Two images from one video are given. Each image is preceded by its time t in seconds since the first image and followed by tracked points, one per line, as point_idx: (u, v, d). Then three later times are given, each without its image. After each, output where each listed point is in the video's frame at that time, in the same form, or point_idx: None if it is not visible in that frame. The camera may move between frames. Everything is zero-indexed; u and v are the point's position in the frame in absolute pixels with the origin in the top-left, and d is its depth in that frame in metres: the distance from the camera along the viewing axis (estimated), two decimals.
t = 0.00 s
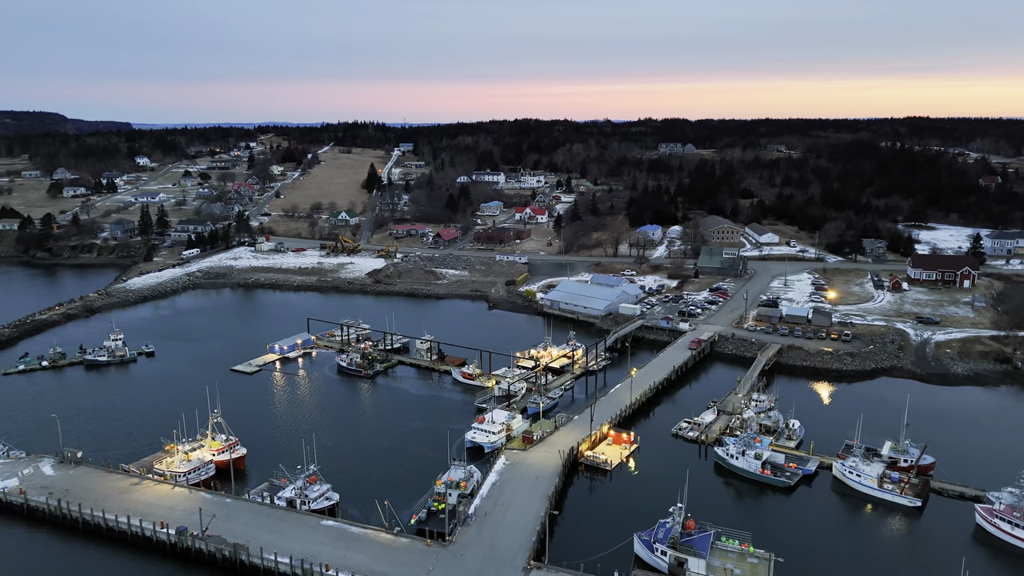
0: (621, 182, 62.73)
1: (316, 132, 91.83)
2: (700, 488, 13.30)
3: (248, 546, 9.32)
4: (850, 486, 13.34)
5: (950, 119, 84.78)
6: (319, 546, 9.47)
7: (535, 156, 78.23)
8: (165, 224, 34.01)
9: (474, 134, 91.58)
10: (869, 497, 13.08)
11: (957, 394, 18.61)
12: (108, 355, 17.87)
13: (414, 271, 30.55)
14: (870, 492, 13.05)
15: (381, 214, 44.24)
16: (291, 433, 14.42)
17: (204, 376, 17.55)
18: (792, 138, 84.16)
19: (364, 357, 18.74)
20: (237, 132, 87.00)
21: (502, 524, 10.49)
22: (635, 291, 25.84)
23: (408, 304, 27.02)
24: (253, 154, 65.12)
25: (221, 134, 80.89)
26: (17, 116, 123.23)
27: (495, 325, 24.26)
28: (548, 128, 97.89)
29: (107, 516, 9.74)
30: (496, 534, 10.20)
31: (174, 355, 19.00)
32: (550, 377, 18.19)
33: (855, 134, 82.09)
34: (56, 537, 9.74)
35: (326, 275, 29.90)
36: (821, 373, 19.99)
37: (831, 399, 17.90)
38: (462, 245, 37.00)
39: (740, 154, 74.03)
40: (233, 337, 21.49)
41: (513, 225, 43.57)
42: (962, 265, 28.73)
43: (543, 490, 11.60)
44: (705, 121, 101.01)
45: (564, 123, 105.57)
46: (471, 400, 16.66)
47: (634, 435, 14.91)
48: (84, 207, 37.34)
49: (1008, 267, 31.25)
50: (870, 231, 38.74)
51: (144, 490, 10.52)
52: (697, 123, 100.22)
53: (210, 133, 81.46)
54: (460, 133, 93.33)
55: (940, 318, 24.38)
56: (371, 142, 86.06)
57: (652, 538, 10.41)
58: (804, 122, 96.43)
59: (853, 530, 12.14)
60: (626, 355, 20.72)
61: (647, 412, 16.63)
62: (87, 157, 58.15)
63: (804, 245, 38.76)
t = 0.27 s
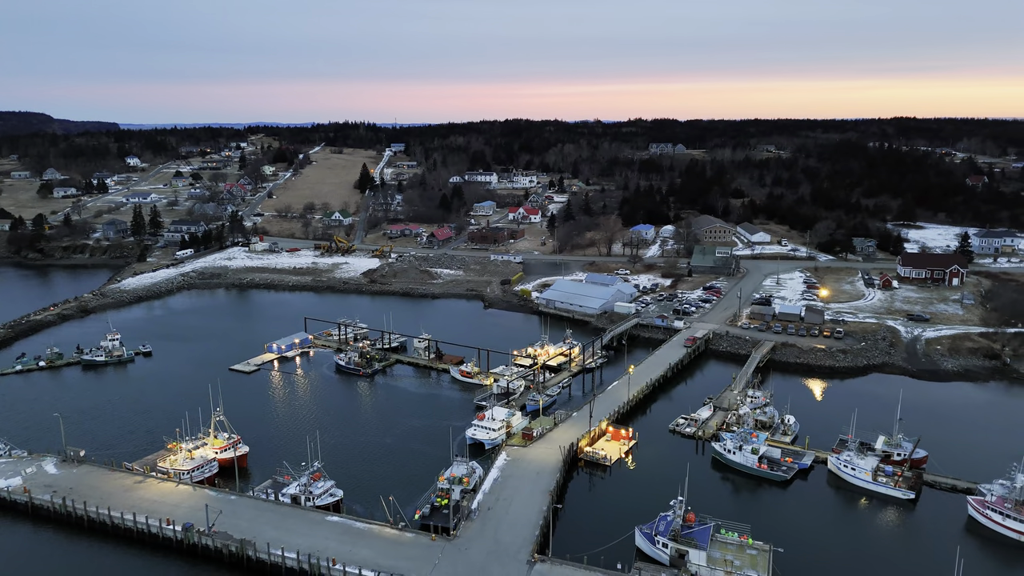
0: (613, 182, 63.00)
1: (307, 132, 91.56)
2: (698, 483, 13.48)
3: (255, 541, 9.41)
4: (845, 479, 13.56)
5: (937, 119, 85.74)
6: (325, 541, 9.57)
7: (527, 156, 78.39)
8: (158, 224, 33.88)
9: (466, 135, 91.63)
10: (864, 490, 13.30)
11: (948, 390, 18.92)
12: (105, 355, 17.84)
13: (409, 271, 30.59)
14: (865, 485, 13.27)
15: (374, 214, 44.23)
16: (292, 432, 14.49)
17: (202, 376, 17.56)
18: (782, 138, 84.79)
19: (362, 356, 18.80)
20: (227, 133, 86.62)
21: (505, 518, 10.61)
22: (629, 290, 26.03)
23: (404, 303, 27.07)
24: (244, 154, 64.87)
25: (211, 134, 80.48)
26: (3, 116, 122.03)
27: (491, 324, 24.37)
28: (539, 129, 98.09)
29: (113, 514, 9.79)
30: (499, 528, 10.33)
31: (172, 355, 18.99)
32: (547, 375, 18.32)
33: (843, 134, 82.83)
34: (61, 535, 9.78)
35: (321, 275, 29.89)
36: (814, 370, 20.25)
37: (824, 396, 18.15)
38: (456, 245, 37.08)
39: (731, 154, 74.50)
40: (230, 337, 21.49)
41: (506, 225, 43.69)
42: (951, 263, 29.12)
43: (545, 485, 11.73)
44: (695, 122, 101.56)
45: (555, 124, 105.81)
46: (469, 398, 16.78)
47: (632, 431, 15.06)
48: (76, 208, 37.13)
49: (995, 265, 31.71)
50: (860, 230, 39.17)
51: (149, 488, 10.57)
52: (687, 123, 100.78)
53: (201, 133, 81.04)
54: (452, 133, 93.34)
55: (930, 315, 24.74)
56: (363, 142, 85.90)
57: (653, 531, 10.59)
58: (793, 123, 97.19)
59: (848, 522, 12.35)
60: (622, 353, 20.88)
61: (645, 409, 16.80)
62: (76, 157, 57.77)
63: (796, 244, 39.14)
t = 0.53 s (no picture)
0: (600, 182, 63.33)
1: (293, 132, 91.02)
2: (692, 477, 13.69)
3: (257, 538, 9.48)
4: (835, 472, 13.84)
5: (918, 120, 87.04)
6: (327, 537, 9.66)
7: (514, 156, 78.54)
8: (145, 225, 33.61)
9: (452, 135, 91.62)
10: (852, 482, 13.58)
11: (933, 385, 19.32)
12: (97, 356, 17.73)
13: (399, 271, 30.61)
14: (854, 477, 13.55)
15: (363, 215, 44.13)
16: (288, 431, 14.52)
17: (196, 376, 17.52)
18: (766, 138, 85.64)
19: (356, 355, 18.82)
20: (212, 133, 85.97)
21: (504, 513, 10.74)
22: (620, 289, 26.25)
23: (395, 303, 27.10)
24: (230, 155, 64.39)
25: (195, 135, 79.65)
26: None
27: (483, 323, 24.46)
28: (526, 129, 98.27)
29: (113, 513, 9.79)
30: (498, 522, 10.47)
31: (164, 356, 18.92)
32: (541, 373, 18.47)
33: (826, 134, 83.85)
34: (60, 534, 9.76)
35: (311, 275, 29.82)
36: (802, 366, 20.58)
37: (812, 391, 18.47)
38: (446, 245, 37.14)
39: (716, 155, 75.13)
40: (221, 338, 21.41)
41: (495, 225, 43.80)
42: (934, 261, 29.66)
43: (542, 480, 11.88)
44: (681, 122, 102.33)
45: (542, 124, 106.12)
46: (464, 396, 16.90)
47: (626, 427, 15.25)
48: (60, 209, 36.71)
49: (976, 263, 32.35)
50: (844, 229, 39.70)
51: (148, 487, 10.57)
52: (673, 124, 101.48)
53: (185, 134, 80.29)
54: (439, 133, 93.30)
55: (914, 312, 25.20)
56: (349, 143, 85.58)
57: (650, 523, 10.78)
58: (777, 123, 98.24)
59: (839, 513, 12.62)
60: (614, 351, 21.08)
61: (637, 405, 17.00)
62: (60, 158, 57.12)
63: (782, 243, 39.62)
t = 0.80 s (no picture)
0: (586, 182, 63.64)
1: (276, 133, 90.36)
2: (684, 471, 13.92)
3: (257, 535, 9.54)
4: (823, 465, 14.16)
5: (896, 120, 88.46)
6: (326, 533, 9.74)
7: (499, 156, 78.67)
8: (130, 226, 33.29)
9: (437, 135, 91.56)
10: (840, 474, 13.90)
11: (915, 379, 19.76)
12: (86, 357, 17.61)
13: (388, 271, 30.56)
14: (841, 469, 13.87)
15: (349, 215, 44.00)
16: (284, 430, 14.55)
17: (187, 377, 17.46)
18: (749, 139, 86.57)
19: (347, 354, 18.83)
20: (194, 133, 85.17)
21: (500, 507, 10.89)
22: (608, 288, 26.48)
23: (385, 303, 27.10)
24: (213, 155, 63.81)
25: (177, 135, 78.80)
26: None
27: (473, 322, 24.55)
28: (511, 129, 98.42)
29: (111, 512, 9.78)
30: (495, 516, 10.60)
31: (154, 357, 18.82)
32: (532, 371, 18.62)
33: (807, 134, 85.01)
34: (57, 534, 9.73)
35: (299, 275, 29.66)
36: (788, 362, 20.94)
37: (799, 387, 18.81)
38: (434, 245, 37.17)
39: (700, 155, 75.79)
40: (210, 339, 21.32)
41: (482, 225, 43.87)
42: (914, 258, 30.26)
43: (538, 475, 12.03)
44: (665, 123, 103.13)
45: (526, 124, 106.38)
46: (456, 394, 17.02)
47: (618, 423, 15.46)
48: (42, 210, 36.23)
49: (955, 260, 33.04)
50: (827, 227, 40.31)
51: (145, 486, 10.57)
52: (656, 125, 102.23)
53: (167, 134, 79.42)
54: (424, 134, 93.18)
55: (896, 309, 25.72)
56: (334, 143, 85.16)
57: (644, 516, 10.98)
58: (759, 124, 99.34)
59: (827, 504, 12.90)
60: (603, 348, 21.29)
61: (628, 402, 17.21)
62: (39, 159, 56.30)
63: (766, 242, 40.14)
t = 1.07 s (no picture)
0: (571, 182, 63.94)
1: (259, 133, 89.64)
2: (676, 465, 14.15)
3: (255, 532, 9.59)
4: (810, 458, 14.47)
5: (875, 121, 89.89)
6: (324, 530, 9.82)
7: (484, 157, 78.74)
8: (113, 227, 32.95)
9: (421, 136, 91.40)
10: (826, 467, 14.21)
11: (898, 374, 20.21)
12: (75, 358, 17.48)
13: (376, 271, 30.51)
14: (828, 462, 14.18)
15: (335, 215, 43.84)
16: (279, 430, 14.61)
17: (177, 377, 17.38)
18: (731, 139, 87.49)
19: (339, 353, 18.86)
20: (175, 133, 84.27)
21: (496, 502, 11.03)
22: (596, 286, 26.72)
23: (374, 303, 27.08)
24: (196, 156, 63.19)
25: (158, 135, 77.89)
26: None
27: (463, 322, 24.67)
28: (496, 130, 98.53)
29: (108, 511, 9.78)
30: (491, 511, 10.74)
31: (143, 358, 18.70)
32: (523, 369, 18.76)
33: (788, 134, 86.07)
34: (55, 534, 9.71)
35: (288, 275, 29.37)
36: (774, 358, 21.31)
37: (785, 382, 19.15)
38: (422, 245, 37.18)
39: (683, 155, 76.42)
40: (200, 340, 21.21)
41: (469, 225, 43.93)
42: (895, 256, 30.87)
43: (532, 470, 12.19)
44: (648, 123, 103.89)
45: (511, 124, 106.57)
46: (448, 392, 17.13)
47: (610, 419, 15.66)
48: (23, 211, 35.73)
49: (934, 258, 33.74)
50: (810, 226, 40.91)
51: (140, 485, 10.56)
52: (640, 125, 102.92)
53: (148, 134, 78.49)
54: (408, 134, 92.97)
55: (878, 305, 26.24)
56: (317, 143, 84.70)
57: (638, 509, 11.17)
58: (740, 124, 100.40)
59: (815, 495, 13.21)
60: (593, 346, 21.51)
61: (618, 398, 17.42)
62: (18, 159, 55.44)
63: (749, 241, 40.67)
